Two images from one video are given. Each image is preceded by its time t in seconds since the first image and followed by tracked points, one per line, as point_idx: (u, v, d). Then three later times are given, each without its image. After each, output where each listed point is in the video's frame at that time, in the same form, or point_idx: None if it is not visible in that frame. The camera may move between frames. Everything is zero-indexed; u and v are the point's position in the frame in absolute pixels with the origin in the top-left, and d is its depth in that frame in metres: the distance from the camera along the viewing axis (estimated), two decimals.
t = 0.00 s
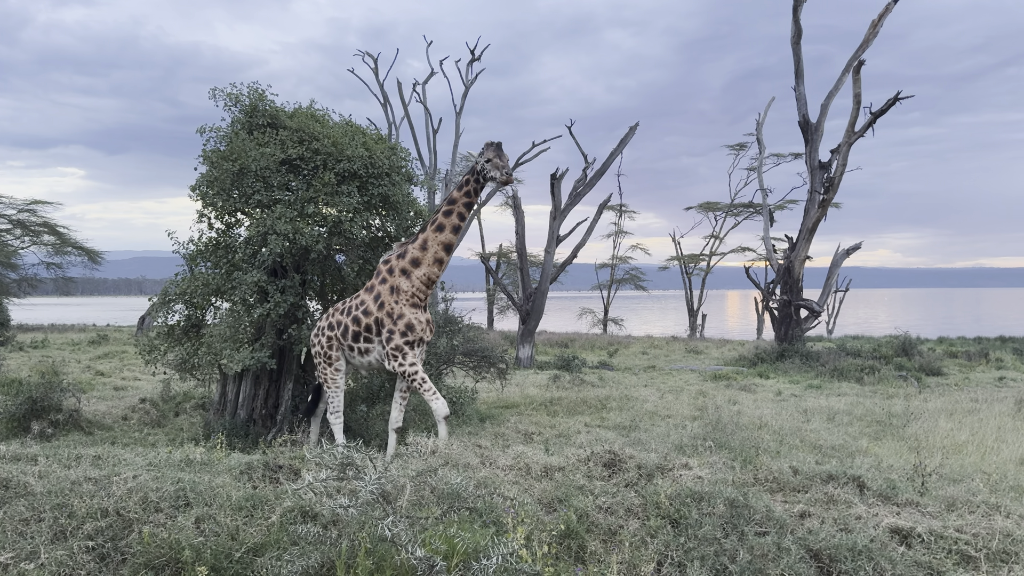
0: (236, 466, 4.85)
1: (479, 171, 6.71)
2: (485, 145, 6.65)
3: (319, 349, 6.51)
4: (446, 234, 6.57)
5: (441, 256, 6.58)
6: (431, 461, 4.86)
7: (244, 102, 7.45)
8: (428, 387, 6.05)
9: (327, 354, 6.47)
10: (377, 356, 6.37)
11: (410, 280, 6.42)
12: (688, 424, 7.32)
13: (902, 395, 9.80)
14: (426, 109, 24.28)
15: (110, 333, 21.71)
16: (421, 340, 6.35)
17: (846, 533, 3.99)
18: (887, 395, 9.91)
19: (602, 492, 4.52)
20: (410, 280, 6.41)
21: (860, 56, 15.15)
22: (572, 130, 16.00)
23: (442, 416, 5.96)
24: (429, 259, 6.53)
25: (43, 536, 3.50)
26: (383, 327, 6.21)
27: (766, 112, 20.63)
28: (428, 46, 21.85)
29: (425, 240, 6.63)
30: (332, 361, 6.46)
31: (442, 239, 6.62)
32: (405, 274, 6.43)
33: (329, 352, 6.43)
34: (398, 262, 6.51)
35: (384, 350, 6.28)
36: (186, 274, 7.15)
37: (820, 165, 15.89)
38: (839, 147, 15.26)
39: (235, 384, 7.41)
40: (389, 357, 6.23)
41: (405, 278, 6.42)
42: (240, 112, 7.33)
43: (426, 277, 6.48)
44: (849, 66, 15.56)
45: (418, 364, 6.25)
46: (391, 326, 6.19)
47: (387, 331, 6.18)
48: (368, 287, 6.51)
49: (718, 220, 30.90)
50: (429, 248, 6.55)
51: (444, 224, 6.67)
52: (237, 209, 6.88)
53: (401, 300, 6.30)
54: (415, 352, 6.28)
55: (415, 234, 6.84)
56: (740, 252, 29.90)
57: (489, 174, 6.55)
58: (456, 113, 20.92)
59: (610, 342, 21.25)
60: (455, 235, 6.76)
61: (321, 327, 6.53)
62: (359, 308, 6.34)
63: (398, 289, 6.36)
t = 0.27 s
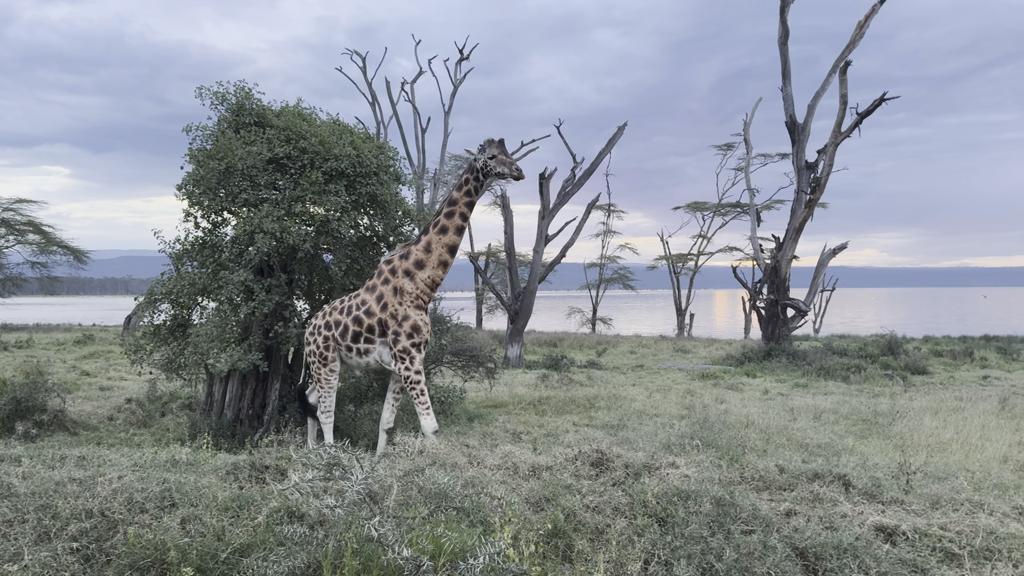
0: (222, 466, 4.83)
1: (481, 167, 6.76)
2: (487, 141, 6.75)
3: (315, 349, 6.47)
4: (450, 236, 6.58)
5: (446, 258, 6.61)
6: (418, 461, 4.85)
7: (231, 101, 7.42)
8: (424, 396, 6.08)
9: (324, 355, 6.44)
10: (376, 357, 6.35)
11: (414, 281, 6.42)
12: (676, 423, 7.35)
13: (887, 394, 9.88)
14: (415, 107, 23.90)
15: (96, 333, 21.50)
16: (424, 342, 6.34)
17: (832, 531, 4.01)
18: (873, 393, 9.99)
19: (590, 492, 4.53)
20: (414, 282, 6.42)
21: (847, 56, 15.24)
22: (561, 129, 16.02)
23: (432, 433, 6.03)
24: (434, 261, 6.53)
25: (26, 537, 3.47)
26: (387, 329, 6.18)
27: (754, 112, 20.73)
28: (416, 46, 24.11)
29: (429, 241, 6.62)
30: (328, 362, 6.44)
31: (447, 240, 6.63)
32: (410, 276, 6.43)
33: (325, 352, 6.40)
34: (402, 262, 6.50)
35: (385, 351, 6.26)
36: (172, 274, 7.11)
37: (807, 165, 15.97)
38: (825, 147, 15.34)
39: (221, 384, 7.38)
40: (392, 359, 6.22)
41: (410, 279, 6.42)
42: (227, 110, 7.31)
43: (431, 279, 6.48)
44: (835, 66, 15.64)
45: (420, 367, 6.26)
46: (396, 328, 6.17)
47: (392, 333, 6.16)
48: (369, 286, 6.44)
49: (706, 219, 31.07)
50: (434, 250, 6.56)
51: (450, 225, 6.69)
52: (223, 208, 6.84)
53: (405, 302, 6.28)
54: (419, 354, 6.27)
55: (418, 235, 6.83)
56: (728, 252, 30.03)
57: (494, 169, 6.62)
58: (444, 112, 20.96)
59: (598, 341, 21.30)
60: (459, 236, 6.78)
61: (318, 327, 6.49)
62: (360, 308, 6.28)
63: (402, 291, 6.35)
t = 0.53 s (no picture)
0: (206, 466, 4.81)
1: (485, 164, 6.76)
2: (488, 138, 6.80)
3: (312, 348, 6.46)
4: (452, 235, 6.59)
5: (447, 257, 6.61)
6: (405, 461, 4.85)
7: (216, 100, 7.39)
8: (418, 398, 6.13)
9: (321, 354, 6.43)
10: (375, 357, 6.33)
11: (415, 280, 6.42)
12: (663, 422, 7.38)
13: (872, 392, 9.96)
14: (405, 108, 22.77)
15: (80, 333, 21.26)
16: (423, 342, 6.32)
17: (817, 530, 4.04)
18: (858, 392, 10.08)
19: (576, 491, 4.54)
20: (415, 281, 6.41)
21: (832, 57, 15.32)
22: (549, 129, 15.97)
23: (420, 435, 6.05)
24: (435, 260, 6.53)
25: (8, 539, 3.44)
26: (386, 327, 6.17)
27: (740, 113, 20.83)
28: (405, 44, 21.86)
29: (431, 240, 6.63)
30: (325, 362, 6.42)
31: (449, 239, 6.63)
32: (410, 274, 6.43)
33: (322, 352, 6.39)
34: (403, 261, 6.51)
35: (384, 350, 6.24)
36: (157, 273, 7.07)
37: (792, 166, 16.05)
38: (811, 148, 15.42)
39: (206, 384, 7.36)
40: (391, 358, 6.19)
41: (410, 277, 6.42)
42: (212, 109, 7.27)
43: (432, 279, 6.48)
44: (821, 67, 15.72)
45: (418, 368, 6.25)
46: (395, 326, 6.15)
47: (391, 331, 6.15)
48: (369, 284, 6.43)
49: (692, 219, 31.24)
50: (436, 249, 6.57)
51: (452, 224, 6.70)
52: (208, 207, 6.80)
53: (406, 301, 6.27)
54: (418, 354, 6.26)
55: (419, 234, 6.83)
56: (714, 252, 30.19)
57: (499, 166, 6.64)
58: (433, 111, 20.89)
59: (584, 340, 21.37)
60: (460, 234, 6.79)
61: (316, 326, 6.48)
62: (359, 306, 6.26)
63: (403, 289, 6.34)
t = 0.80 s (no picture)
0: (191, 468, 4.79)
1: (489, 162, 6.81)
2: (492, 138, 6.90)
3: (310, 354, 6.41)
4: (451, 232, 6.63)
5: (447, 255, 6.65)
6: (391, 462, 4.85)
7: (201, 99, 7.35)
8: (413, 398, 6.19)
9: (319, 358, 6.38)
10: (376, 358, 6.31)
11: (415, 278, 6.44)
12: (650, 421, 7.40)
13: (856, 392, 10.04)
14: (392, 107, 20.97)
15: (65, 334, 21.08)
16: (424, 340, 6.33)
17: (801, 529, 4.07)
18: (843, 391, 10.16)
19: (562, 491, 4.55)
20: (414, 279, 6.43)
21: (818, 59, 15.39)
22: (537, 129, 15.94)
23: (411, 435, 6.09)
24: (434, 258, 6.57)
25: None
26: (387, 327, 6.15)
27: (726, 113, 20.89)
28: (391, 42, 20.53)
29: (430, 238, 6.65)
30: (323, 367, 6.39)
31: (448, 237, 6.67)
32: (410, 273, 6.45)
33: (320, 357, 6.35)
34: (402, 259, 6.51)
35: (385, 350, 6.23)
36: (141, 274, 7.04)
37: (778, 167, 16.13)
38: (796, 149, 15.50)
39: (191, 384, 7.33)
40: (392, 358, 6.19)
41: (410, 276, 6.43)
42: (197, 109, 7.24)
43: (431, 277, 6.51)
44: (806, 69, 15.79)
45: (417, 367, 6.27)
46: (396, 326, 6.14)
47: (392, 331, 6.13)
48: (368, 284, 6.40)
49: (678, 220, 31.36)
50: (434, 246, 6.60)
51: (451, 221, 6.75)
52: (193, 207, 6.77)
53: (406, 300, 6.27)
54: (419, 353, 6.27)
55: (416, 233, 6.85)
56: (700, 253, 30.28)
57: (504, 165, 6.72)
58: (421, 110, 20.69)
59: (570, 340, 21.38)
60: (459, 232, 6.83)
61: (314, 330, 6.44)
62: (359, 307, 6.23)
63: (403, 288, 6.35)
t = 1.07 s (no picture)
0: (174, 470, 4.77)
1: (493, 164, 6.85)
2: (496, 140, 6.95)
3: (304, 356, 6.36)
4: (449, 231, 6.64)
5: (443, 253, 6.68)
6: (376, 463, 4.85)
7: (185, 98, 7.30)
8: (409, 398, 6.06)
9: (314, 360, 6.33)
10: (374, 359, 6.27)
11: (412, 277, 6.44)
12: (635, 421, 7.43)
13: (840, 391, 10.11)
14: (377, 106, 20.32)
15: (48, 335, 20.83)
16: (422, 339, 6.32)
17: (784, 528, 4.10)
18: (827, 391, 10.23)
19: (547, 491, 4.56)
20: (412, 278, 6.44)
21: (802, 60, 15.47)
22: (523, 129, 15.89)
23: (403, 436, 5.98)
24: (431, 257, 6.59)
25: None
26: (385, 327, 6.14)
27: (712, 114, 20.94)
28: (377, 41, 19.93)
29: (427, 237, 6.66)
30: (316, 369, 6.35)
31: (445, 236, 6.69)
32: (407, 272, 6.44)
33: (315, 359, 6.30)
34: (399, 258, 6.49)
35: (384, 350, 6.20)
36: (124, 274, 6.99)
37: (763, 168, 16.21)
38: (780, 150, 15.57)
39: (175, 386, 7.29)
40: (390, 358, 6.17)
41: (407, 275, 6.43)
42: (181, 108, 7.19)
43: (428, 276, 6.53)
44: (791, 70, 15.87)
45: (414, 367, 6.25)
46: (395, 325, 6.13)
47: (391, 330, 6.12)
48: (365, 284, 6.37)
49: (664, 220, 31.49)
50: (432, 245, 6.62)
51: (449, 220, 6.78)
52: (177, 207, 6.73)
53: (404, 299, 6.27)
54: (417, 352, 6.26)
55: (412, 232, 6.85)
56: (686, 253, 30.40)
57: (510, 168, 6.79)
58: (405, 110, 20.23)
59: (556, 341, 21.39)
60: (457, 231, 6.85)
61: (309, 332, 6.38)
62: (356, 308, 6.20)
63: (400, 287, 6.34)
